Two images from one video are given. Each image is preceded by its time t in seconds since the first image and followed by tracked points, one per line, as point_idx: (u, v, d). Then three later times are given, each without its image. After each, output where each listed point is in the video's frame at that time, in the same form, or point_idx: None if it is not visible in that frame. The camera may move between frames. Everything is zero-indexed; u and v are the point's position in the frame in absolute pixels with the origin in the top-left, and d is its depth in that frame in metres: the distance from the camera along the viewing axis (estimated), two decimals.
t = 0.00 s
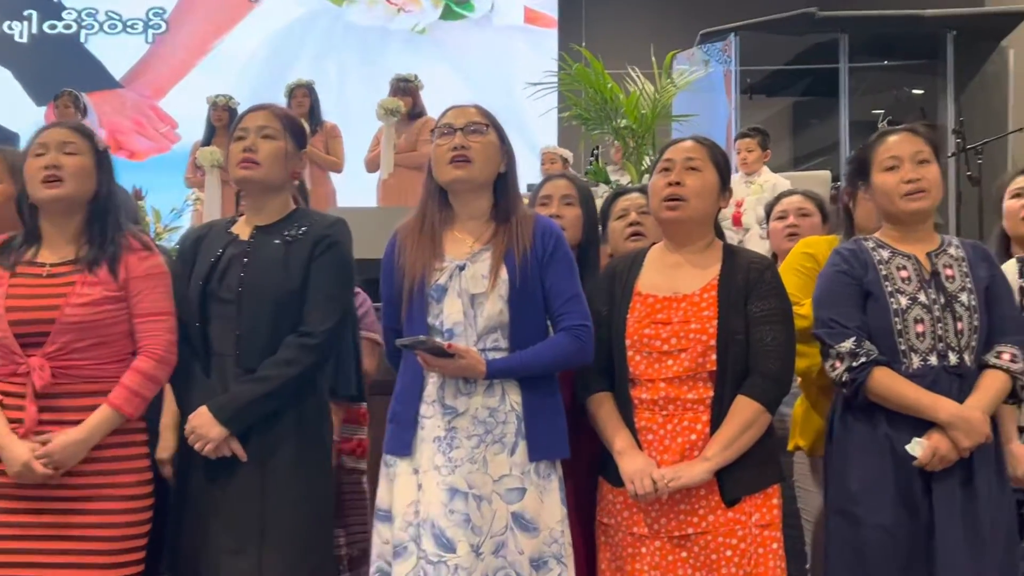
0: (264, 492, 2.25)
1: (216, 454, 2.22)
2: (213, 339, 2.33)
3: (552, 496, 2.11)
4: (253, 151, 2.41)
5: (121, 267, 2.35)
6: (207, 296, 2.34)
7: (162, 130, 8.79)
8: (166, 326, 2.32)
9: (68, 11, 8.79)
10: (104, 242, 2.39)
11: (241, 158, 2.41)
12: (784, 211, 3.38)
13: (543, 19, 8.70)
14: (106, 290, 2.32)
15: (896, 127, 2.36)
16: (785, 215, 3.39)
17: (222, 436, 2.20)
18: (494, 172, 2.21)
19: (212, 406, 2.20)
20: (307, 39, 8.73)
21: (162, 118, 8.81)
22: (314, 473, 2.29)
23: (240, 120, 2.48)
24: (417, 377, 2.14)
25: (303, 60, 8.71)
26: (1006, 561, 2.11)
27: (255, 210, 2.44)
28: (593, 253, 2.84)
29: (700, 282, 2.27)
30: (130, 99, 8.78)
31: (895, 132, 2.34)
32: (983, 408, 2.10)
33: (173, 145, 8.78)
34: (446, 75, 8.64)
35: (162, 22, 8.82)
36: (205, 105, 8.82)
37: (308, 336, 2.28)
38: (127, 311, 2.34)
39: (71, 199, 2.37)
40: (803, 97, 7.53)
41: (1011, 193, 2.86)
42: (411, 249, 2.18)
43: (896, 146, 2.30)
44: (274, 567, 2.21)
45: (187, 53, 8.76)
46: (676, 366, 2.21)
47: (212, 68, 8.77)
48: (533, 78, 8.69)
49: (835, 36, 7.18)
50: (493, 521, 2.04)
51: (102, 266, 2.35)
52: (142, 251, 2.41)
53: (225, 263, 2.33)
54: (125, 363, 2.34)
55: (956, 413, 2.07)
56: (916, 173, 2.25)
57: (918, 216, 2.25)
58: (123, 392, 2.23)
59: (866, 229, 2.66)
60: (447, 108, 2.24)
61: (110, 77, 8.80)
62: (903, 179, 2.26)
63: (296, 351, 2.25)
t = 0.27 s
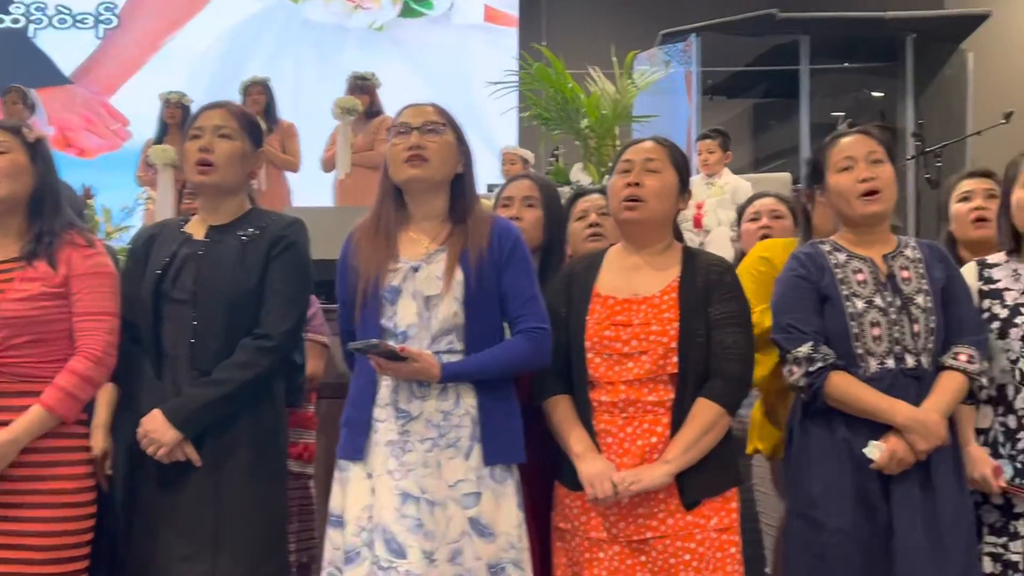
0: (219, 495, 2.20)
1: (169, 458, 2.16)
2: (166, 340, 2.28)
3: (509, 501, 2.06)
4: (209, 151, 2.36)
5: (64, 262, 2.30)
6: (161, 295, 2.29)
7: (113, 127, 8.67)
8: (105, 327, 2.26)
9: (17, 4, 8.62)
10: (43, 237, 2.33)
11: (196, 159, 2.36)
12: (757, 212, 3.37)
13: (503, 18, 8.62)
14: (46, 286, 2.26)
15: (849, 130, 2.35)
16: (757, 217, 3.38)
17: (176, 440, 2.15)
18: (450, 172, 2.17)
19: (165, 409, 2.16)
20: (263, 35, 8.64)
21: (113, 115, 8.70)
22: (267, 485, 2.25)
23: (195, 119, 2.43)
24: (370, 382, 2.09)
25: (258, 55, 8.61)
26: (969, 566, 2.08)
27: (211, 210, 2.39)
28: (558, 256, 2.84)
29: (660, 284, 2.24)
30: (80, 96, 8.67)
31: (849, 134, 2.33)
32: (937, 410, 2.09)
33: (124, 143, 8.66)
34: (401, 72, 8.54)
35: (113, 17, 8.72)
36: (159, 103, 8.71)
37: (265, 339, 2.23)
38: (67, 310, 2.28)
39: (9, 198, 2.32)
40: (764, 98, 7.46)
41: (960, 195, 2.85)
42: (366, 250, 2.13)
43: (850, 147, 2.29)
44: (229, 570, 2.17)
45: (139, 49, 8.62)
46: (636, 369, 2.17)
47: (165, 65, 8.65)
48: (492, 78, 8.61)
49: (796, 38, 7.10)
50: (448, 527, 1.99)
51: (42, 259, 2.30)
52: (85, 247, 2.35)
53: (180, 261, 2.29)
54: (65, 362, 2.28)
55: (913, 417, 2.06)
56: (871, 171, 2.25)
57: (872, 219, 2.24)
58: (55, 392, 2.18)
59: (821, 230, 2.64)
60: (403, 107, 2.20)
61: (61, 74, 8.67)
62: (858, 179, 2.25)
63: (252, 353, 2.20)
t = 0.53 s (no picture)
0: (186, 499, 2.16)
1: (136, 463, 2.11)
2: (128, 342, 2.22)
3: (465, 504, 2.02)
4: (170, 149, 2.31)
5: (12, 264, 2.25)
6: (121, 297, 2.23)
7: (67, 124, 8.46)
8: (54, 329, 2.22)
9: None
10: None
11: (157, 156, 2.31)
12: (737, 212, 3.38)
13: (468, 15, 8.59)
14: None
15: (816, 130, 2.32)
16: (737, 217, 3.38)
17: (144, 443, 2.10)
18: (407, 172, 2.13)
19: (132, 412, 2.11)
20: (223, 29, 8.50)
21: (68, 111, 8.49)
22: (232, 488, 2.22)
23: (153, 116, 2.37)
24: (321, 384, 2.07)
25: (216, 50, 8.47)
26: (930, 569, 2.07)
27: (169, 209, 2.34)
28: (524, 256, 2.72)
29: (625, 284, 2.21)
30: (34, 92, 8.45)
31: (816, 134, 2.31)
32: (900, 415, 2.06)
33: (79, 140, 8.46)
34: (363, 69, 8.44)
35: (68, 11, 8.54)
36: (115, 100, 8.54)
37: (234, 340, 2.20)
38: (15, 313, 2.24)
39: None
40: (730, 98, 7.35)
41: (914, 197, 2.83)
42: (320, 251, 2.10)
43: (817, 148, 2.27)
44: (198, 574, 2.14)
45: (96, 45, 8.46)
46: (599, 369, 2.13)
47: (120, 63, 8.50)
48: (456, 76, 8.55)
49: (762, 38, 7.07)
50: (402, 530, 1.94)
51: None
52: (34, 247, 2.30)
53: (141, 261, 2.24)
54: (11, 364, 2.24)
55: (871, 418, 2.03)
56: (836, 173, 2.23)
57: (838, 220, 2.21)
58: None
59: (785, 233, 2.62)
60: (360, 105, 2.17)
61: (14, 69, 8.46)
62: (823, 180, 2.23)
63: (221, 354, 2.17)
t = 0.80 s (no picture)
0: (142, 507, 2.12)
1: (93, 468, 2.06)
2: (77, 346, 2.15)
3: (399, 509, 1.97)
4: (113, 143, 2.23)
5: None
6: (70, 299, 2.16)
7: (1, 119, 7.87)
8: None
9: None
10: None
11: (99, 151, 2.23)
12: (702, 212, 3.31)
13: (418, 11, 8.53)
14: None
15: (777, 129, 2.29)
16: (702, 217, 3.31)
17: (103, 449, 2.05)
18: (346, 172, 2.09)
19: (91, 416, 2.05)
20: (166, 23, 8.21)
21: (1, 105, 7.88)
22: (185, 495, 2.17)
23: (94, 111, 2.28)
24: (252, 387, 2.03)
25: (159, 45, 8.16)
26: (883, 570, 2.02)
27: (111, 208, 2.27)
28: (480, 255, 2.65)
29: (577, 285, 2.17)
30: None
31: (777, 134, 2.27)
32: (852, 417, 2.02)
33: (16, 136, 7.90)
34: (310, 64, 8.30)
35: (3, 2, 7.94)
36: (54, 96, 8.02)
37: (190, 341, 2.17)
38: None
39: None
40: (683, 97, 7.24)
41: (855, 200, 2.81)
42: (253, 251, 2.05)
43: (778, 147, 2.24)
44: None
45: (33, 37, 7.91)
46: (549, 371, 2.09)
47: (59, 55, 8.01)
48: (405, 72, 8.49)
49: (714, 36, 7.02)
50: (331, 536, 1.90)
51: None
52: None
53: (88, 262, 2.17)
54: None
55: (821, 419, 2.00)
56: (797, 174, 2.20)
57: (796, 220, 2.19)
58: None
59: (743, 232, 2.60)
60: (300, 102, 2.12)
61: None
62: (784, 180, 2.20)
63: (179, 357, 2.14)
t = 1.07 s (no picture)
0: (96, 511, 2.04)
1: (46, 470, 1.98)
2: (30, 347, 2.06)
3: (341, 513, 1.89)
4: (61, 140, 2.13)
5: None
6: (20, 297, 2.06)
7: None
8: None
9: None
10: None
11: (46, 148, 2.13)
12: (662, 212, 3.22)
13: (376, 4, 8.47)
14: None
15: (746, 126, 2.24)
16: (662, 217, 3.21)
17: (58, 450, 1.97)
18: (296, 169, 2.02)
19: (45, 416, 1.97)
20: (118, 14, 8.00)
21: None
22: (138, 498, 2.09)
23: (41, 106, 2.18)
24: (193, 387, 1.97)
25: (111, 36, 7.96)
26: (849, 569, 1.97)
27: (59, 203, 2.17)
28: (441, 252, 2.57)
29: (540, 284, 2.10)
30: None
31: (745, 131, 2.22)
32: (820, 413, 1.97)
33: None
34: (268, 59, 8.18)
35: None
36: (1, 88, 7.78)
37: (144, 339, 2.08)
38: None
39: None
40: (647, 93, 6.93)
41: (818, 198, 2.77)
42: (199, 249, 2.00)
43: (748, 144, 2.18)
44: None
45: None
46: (511, 373, 2.02)
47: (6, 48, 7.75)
48: (364, 67, 8.43)
49: (678, 31, 6.82)
50: (268, 541, 1.82)
51: None
52: None
53: (37, 259, 2.08)
54: None
55: (788, 413, 1.94)
56: (767, 170, 2.14)
57: (765, 214, 2.13)
58: None
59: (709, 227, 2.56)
60: (251, 97, 2.04)
61: None
62: (752, 177, 2.14)
63: (135, 355, 2.05)
